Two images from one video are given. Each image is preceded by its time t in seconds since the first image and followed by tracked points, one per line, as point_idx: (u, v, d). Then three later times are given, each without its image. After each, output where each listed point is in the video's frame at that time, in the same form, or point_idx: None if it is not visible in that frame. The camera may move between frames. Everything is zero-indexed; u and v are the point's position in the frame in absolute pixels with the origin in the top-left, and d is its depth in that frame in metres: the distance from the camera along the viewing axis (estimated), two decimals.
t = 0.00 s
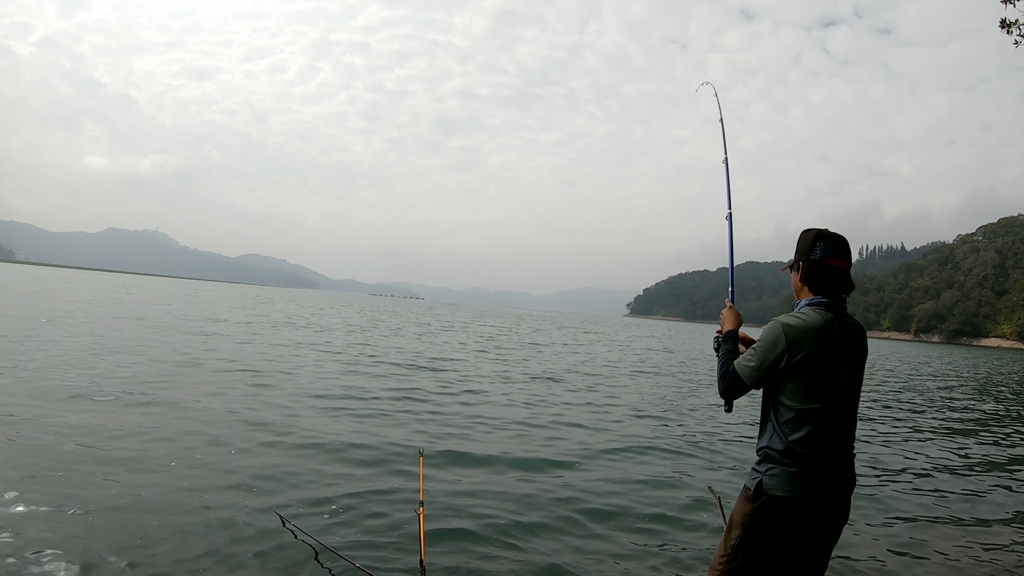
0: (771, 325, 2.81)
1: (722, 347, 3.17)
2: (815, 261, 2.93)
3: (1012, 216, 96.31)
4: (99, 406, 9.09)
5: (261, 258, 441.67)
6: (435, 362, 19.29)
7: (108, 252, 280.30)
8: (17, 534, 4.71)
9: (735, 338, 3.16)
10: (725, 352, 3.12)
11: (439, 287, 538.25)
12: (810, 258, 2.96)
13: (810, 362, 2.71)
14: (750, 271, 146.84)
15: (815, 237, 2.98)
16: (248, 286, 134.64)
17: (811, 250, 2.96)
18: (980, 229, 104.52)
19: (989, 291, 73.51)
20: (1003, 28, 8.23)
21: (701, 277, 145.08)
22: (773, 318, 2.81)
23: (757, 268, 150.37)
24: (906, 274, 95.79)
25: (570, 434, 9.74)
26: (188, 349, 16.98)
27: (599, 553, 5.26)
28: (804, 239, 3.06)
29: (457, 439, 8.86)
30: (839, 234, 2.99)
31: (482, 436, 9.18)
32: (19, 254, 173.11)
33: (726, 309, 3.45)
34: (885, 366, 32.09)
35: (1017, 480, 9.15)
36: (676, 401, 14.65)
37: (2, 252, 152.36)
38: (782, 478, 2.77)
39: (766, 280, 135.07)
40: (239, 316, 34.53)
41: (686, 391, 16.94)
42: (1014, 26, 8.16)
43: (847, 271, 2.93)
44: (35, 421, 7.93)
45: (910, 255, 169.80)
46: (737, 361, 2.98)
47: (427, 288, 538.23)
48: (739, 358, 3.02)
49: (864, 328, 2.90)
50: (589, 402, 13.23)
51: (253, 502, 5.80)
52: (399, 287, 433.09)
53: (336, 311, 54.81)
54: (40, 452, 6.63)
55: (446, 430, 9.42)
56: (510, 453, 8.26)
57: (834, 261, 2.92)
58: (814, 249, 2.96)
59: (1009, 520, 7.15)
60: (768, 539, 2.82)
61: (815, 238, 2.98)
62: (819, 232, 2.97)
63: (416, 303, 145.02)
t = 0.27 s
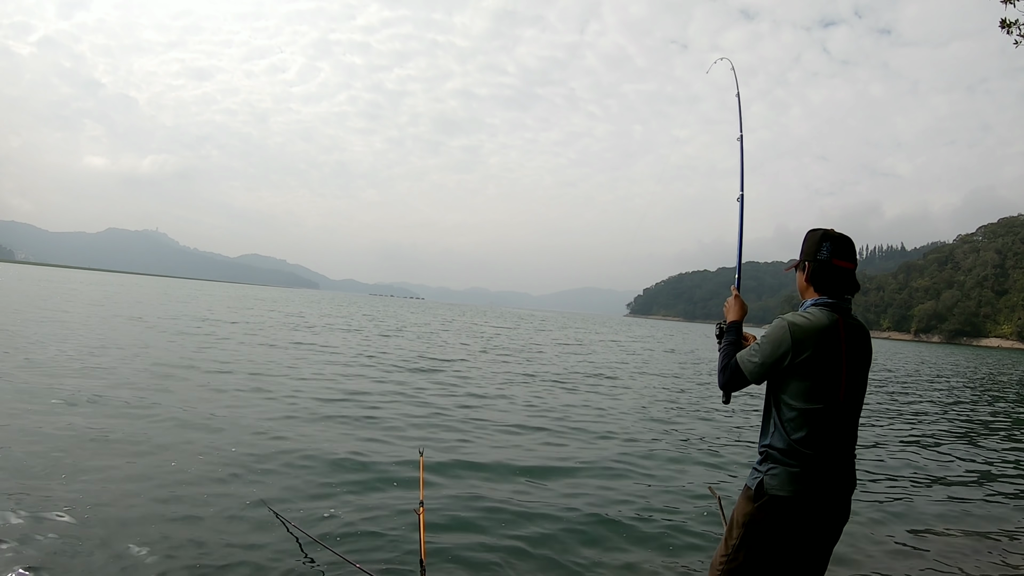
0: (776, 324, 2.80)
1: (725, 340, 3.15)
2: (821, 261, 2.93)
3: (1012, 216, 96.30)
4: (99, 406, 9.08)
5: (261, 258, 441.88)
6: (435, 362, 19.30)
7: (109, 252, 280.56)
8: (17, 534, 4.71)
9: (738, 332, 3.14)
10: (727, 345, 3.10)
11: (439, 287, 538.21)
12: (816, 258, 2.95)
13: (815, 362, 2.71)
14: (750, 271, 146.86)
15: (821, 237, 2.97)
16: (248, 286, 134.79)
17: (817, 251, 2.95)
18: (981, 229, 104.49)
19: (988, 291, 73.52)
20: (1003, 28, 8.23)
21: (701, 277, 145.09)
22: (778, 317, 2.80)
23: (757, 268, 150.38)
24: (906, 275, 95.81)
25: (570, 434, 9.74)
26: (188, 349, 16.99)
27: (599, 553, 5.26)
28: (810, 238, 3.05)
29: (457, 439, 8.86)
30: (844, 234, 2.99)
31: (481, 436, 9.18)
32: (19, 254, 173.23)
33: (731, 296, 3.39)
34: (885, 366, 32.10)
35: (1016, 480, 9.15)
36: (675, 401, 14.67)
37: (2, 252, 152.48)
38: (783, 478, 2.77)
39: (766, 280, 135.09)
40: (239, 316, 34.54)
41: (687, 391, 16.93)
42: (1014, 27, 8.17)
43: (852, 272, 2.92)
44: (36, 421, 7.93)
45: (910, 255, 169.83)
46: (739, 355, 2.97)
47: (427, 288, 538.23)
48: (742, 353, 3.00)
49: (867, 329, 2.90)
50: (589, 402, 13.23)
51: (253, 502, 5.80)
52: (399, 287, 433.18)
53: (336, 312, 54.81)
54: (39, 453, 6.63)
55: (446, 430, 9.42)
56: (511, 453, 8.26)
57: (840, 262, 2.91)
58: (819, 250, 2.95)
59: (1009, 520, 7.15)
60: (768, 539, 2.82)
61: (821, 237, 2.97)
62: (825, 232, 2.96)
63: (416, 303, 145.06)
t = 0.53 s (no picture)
0: (780, 323, 2.79)
1: (728, 337, 3.14)
2: (827, 261, 2.92)
3: (1012, 216, 96.33)
4: (99, 406, 9.09)
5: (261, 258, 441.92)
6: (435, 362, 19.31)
7: (109, 252, 280.65)
8: (16, 534, 4.71)
9: (742, 329, 3.12)
10: (731, 342, 3.09)
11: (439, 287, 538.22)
12: (822, 258, 2.94)
13: (819, 362, 2.70)
14: (750, 271, 146.88)
15: (827, 238, 2.96)
16: (248, 286, 134.86)
17: (823, 251, 2.94)
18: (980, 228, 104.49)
19: (988, 291, 73.52)
20: (1003, 28, 8.23)
21: (701, 277, 145.12)
22: (782, 317, 2.80)
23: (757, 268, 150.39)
24: (906, 274, 95.83)
25: (570, 434, 9.74)
26: (188, 349, 16.99)
27: (598, 553, 5.26)
28: (816, 238, 3.04)
29: (457, 439, 8.85)
30: (850, 235, 2.97)
31: (481, 436, 9.17)
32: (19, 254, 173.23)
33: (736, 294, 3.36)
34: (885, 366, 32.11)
35: (1016, 480, 9.16)
36: (675, 401, 14.67)
37: (2, 252, 152.47)
38: (785, 478, 2.77)
39: (765, 280, 135.08)
40: (239, 316, 34.56)
41: (687, 391, 16.92)
42: (1015, 26, 8.14)
43: (858, 273, 2.92)
44: (36, 420, 7.93)
45: (910, 255, 169.85)
46: (743, 353, 2.96)
47: (427, 288, 538.25)
48: (745, 351, 3.00)
49: (871, 330, 2.90)
50: (590, 403, 13.22)
51: (252, 503, 5.79)
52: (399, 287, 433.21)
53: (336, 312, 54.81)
54: (38, 453, 6.62)
55: (446, 430, 9.42)
56: (510, 454, 8.26)
57: (846, 262, 2.90)
58: (825, 250, 2.95)
59: (1009, 520, 7.15)
60: (770, 539, 2.82)
61: (828, 238, 2.96)
62: (831, 232, 2.95)
63: (416, 303, 145.09)
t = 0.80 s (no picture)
0: (781, 323, 2.79)
1: (729, 337, 3.14)
2: (830, 261, 2.91)
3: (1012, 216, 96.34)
4: (99, 406, 9.08)
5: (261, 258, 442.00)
6: (435, 362, 19.30)
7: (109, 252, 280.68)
8: (15, 535, 4.69)
9: (743, 328, 3.11)
10: (733, 339, 3.09)
11: (439, 287, 538.22)
12: (825, 258, 2.93)
13: (820, 362, 2.70)
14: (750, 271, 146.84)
15: (831, 238, 2.95)
16: (248, 286, 134.90)
17: (826, 251, 2.93)
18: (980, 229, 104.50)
19: (988, 291, 73.53)
20: (1003, 28, 8.22)
21: (701, 277, 145.13)
22: (784, 317, 2.79)
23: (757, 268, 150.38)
24: (906, 274, 95.84)
25: (570, 434, 9.73)
26: (187, 349, 16.97)
27: (598, 553, 5.25)
28: (819, 238, 3.03)
29: (457, 439, 8.84)
30: (854, 236, 2.96)
31: (481, 436, 9.16)
32: (19, 254, 173.16)
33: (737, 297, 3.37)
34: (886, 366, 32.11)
35: (1016, 480, 9.15)
36: (675, 401, 14.66)
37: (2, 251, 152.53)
38: (785, 478, 2.76)
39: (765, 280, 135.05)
40: (239, 316, 34.55)
41: (687, 391, 16.90)
42: (1014, 26, 8.15)
43: (861, 274, 2.91)
44: (35, 420, 7.93)
45: (910, 255, 169.85)
46: (744, 351, 2.96)
47: (427, 288, 538.24)
48: (746, 349, 2.99)
49: (873, 331, 2.90)
50: (590, 403, 13.21)
51: (252, 502, 5.78)
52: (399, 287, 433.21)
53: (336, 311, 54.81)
54: (37, 453, 6.60)
55: (446, 430, 9.40)
56: (511, 454, 8.25)
57: (849, 263, 2.89)
58: (829, 250, 2.94)
59: (1009, 519, 7.15)
60: (769, 539, 2.81)
61: (831, 238, 2.95)
62: (834, 233, 2.94)
63: (416, 303, 145.11)
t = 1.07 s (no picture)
0: (782, 321, 2.79)
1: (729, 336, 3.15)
2: (833, 261, 2.91)
3: (1012, 216, 96.34)
4: (98, 406, 9.07)
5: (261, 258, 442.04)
6: (435, 362, 19.31)
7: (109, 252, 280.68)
8: (14, 534, 4.70)
9: (744, 325, 3.11)
10: (733, 337, 3.09)
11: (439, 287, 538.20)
12: (828, 258, 2.93)
13: (820, 360, 2.70)
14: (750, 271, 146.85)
15: (834, 238, 2.95)
16: (248, 286, 134.91)
17: (829, 251, 2.93)
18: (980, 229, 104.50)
19: (988, 291, 73.54)
20: (1003, 28, 8.22)
21: (701, 277, 145.14)
22: (784, 315, 2.80)
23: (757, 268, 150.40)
24: (906, 274, 95.85)
25: (570, 434, 9.72)
26: (187, 349, 16.96)
27: (598, 553, 5.25)
28: (822, 238, 3.03)
29: (457, 439, 8.84)
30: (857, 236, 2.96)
31: (481, 436, 9.16)
32: (18, 254, 173.01)
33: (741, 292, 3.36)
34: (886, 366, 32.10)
35: (1017, 480, 9.15)
36: (676, 401, 14.65)
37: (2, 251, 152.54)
38: (782, 476, 2.77)
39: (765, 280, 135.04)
40: (239, 316, 34.55)
41: (687, 391, 16.89)
42: (1015, 26, 8.15)
43: (864, 273, 2.91)
44: (35, 421, 7.92)
45: (910, 255, 169.83)
46: (744, 349, 2.96)
47: (427, 288, 538.20)
48: (746, 346, 2.99)
49: (874, 331, 2.89)
50: (590, 402, 13.20)
51: (251, 502, 5.78)
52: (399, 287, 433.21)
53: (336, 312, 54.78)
54: (37, 452, 6.60)
55: (446, 430, 9.40)
56: (511, 453, 8.25)
57: (852, 263, 2.89)
58: (832, 250, 2.94)
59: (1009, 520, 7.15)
60: (766, 537, 2.81)
61: (834, 238, 2.95)
62: (838, 233, 2.94)
63: (416, 303, 145.11)
